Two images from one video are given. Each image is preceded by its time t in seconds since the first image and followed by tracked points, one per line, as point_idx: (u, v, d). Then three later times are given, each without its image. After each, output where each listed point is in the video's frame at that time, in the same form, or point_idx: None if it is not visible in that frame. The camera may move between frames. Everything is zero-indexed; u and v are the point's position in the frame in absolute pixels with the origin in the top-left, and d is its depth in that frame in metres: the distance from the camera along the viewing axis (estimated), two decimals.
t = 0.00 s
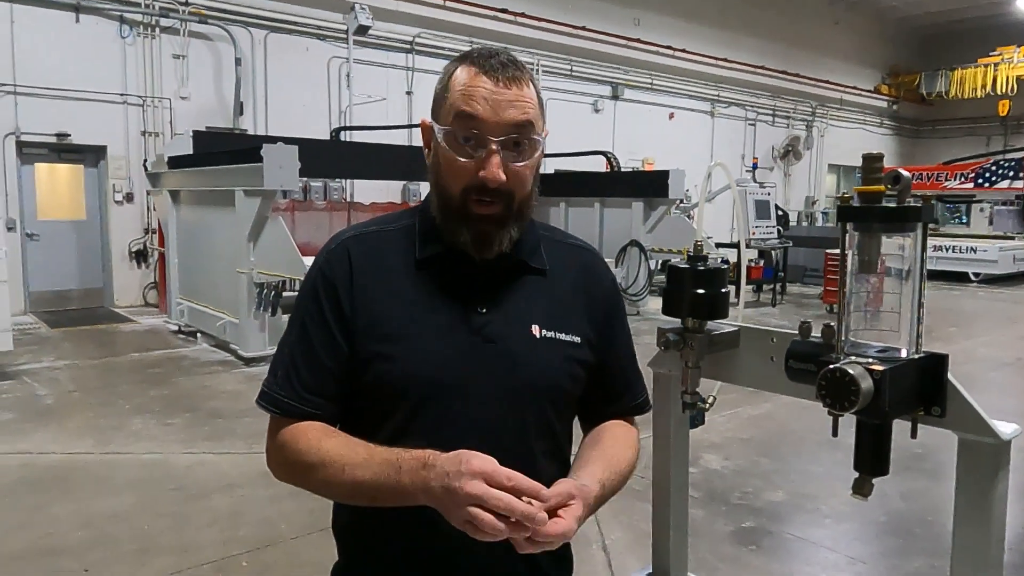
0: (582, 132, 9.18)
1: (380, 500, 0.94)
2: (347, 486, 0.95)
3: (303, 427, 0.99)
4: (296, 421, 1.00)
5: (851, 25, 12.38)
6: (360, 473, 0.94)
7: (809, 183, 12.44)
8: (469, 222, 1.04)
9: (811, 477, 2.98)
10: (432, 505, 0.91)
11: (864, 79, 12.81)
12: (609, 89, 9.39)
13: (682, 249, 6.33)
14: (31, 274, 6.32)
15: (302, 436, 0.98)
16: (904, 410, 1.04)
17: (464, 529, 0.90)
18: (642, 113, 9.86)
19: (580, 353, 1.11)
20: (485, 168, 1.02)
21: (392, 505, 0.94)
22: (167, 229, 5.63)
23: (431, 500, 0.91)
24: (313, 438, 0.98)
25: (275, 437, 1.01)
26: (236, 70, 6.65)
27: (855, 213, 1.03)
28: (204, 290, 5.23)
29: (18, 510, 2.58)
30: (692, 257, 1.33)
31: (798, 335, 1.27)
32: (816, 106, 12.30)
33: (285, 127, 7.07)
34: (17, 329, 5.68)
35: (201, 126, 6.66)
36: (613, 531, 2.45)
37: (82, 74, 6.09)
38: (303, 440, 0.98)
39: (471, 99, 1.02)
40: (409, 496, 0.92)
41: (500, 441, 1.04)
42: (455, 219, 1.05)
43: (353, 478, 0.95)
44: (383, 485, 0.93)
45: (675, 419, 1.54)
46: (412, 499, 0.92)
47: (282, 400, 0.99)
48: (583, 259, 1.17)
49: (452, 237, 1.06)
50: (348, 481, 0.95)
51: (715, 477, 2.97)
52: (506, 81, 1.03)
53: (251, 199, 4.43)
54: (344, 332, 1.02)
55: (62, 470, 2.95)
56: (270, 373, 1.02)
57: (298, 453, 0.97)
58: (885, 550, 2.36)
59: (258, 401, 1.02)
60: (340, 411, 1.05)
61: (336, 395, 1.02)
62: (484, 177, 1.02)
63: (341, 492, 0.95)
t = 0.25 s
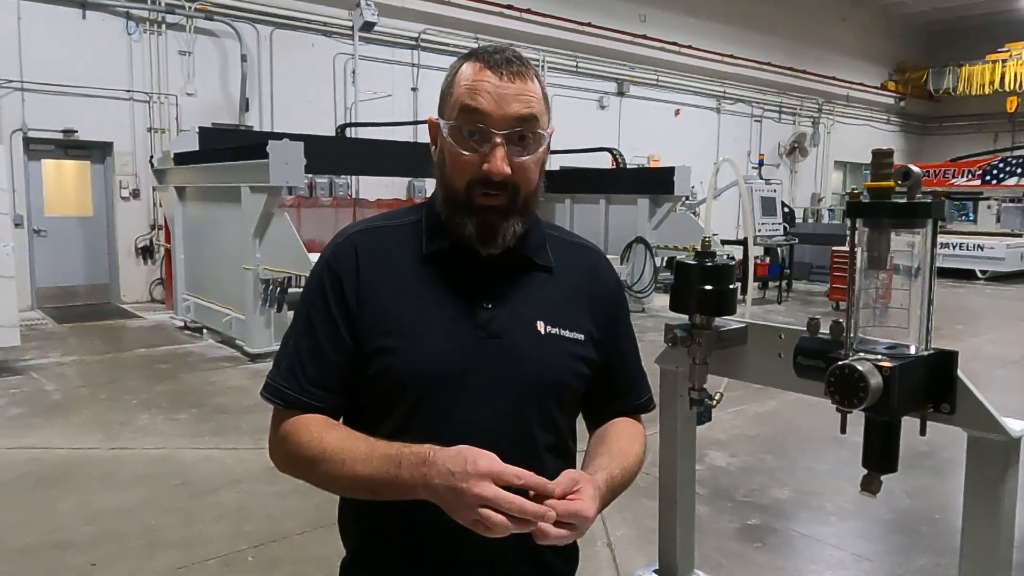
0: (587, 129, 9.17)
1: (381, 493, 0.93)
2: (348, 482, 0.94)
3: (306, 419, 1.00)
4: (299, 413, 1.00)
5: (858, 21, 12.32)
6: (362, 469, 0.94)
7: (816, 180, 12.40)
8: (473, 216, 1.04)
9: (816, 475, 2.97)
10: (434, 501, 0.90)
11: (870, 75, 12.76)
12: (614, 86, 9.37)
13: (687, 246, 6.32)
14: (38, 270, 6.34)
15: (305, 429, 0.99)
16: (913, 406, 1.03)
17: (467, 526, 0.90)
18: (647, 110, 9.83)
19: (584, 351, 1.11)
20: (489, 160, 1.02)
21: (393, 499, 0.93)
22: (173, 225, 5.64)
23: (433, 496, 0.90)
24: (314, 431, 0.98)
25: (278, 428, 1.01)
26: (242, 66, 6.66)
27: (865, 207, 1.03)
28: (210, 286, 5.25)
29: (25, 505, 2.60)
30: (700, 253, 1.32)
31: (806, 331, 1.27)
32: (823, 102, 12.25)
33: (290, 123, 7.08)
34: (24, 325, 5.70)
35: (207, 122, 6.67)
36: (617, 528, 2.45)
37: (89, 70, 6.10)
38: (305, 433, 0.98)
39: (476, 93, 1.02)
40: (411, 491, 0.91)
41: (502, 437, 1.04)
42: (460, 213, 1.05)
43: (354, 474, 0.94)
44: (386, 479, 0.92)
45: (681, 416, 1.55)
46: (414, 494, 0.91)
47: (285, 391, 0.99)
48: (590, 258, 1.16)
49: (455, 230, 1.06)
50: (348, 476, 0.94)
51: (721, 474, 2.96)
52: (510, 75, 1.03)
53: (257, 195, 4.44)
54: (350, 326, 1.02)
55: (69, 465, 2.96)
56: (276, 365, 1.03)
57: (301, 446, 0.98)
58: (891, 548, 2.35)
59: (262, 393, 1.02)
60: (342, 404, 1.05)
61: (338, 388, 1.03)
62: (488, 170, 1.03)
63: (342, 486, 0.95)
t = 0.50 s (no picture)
0: (588, 129, 9.17)
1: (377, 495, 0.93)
2: (346, 478, 0.94)
3: (305, 415, 0.99)
4: (298, 409, 1.00)
5: (859, 20, 12.31)
6: (359, 467, 0.94)
7: (817, 179, 12.39)
8: (478, 214, 1.04)
9: (818, 474, 2.97)
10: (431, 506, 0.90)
11: (871, 74, 12.75)
12: (615, 85, 9.36)
13: (688, 245, 6.31)
14: (39, 270, 6.35)
15: (304, 425, 0.98)
16: (917, 406, 1.03)
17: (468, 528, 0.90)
18: (648, 109, 9.82)
19: (585, 353, 1.11)
20: (494, 157, 1.02)
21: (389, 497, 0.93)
22: (174, 225, 5.64)
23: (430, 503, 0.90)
24: (313, 427, 0.98)
25: (277, 423, 1.01)
26: (243, 66, 6.65)
27: (868, 206, 1.03)
28: (211, 286, 5.25)
29: (27, 504, 2.60)
30: (703, 253, 1.32)
31: (810, 331, 1.27)
32: (823, 102, 12.24)
33: (292, 123, 7.08)
34: (25, 325, 5.70)
35: (208, 122, 6.67)
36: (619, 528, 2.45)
37: (90, 70, 6.10)
38: (304, 429, 0.98)
39: (484, 89, 1.02)
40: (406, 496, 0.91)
41: (502, 438, 1.03)
42: (465, 210, 1.05)
43: (352, 471, 0.94)
44: (382, 485, 0.92)
45: (684, 416, 1.54)
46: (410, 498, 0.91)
47: (285, 386, 0.99)
48: (592, 260, 1.16)
49: (459, 228, 1.05)
50: (345, 474, 0.94)
51: (722, 474, 2.96)
52: (520, 74, 1.04)
53: (258, 195, 4.45)
54: (351, 323, 1.02)
55: (71, 464, 2.96)
56: (276, 359, 1.02)
57: (299, 442, 0.97)
58: (894, 547, 2.35)
59: (261, 387, 1.01)
60: (342, 401, 1.05)
61: (338, 384, 1.02)
62: (493, 166, 1.02)
63: (339, 483, 0.95)
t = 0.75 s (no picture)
0: (588, 128, 9.16)
1: (374, 488, 0.92)
2: (341, 473, 0.94)
3: (301, 411, 0.99)
4: (296, 405, 0.99)
5: (859, 19, 12.30)
6: (355, 460, 0.93)
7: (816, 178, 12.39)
8: (479, 207, 1.04)
9: (818, 473, 2.97)
10: (428, 496, 0.90)
11: (871, 73, 12.75)
12: (615, 84, 9.36)
13: (688, 245, 6.31)
14: (38, 269, 6.34)
15: (301, 422, 0.98)
16: (917, 405, 1.03)
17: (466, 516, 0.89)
18: (648, 108, 9.82)
19: (584, 353, 1.10)
20: (497, 148, 1.02)
21: (384, 494, 0.93)
22: (174, 224, 5.64)
23: (427, 492, 0.89)
24: (310, 424, 0.98)
25: (274, 420, 1.00)
26: (242, 64, 6.65)
27: (868, 206, 1.02)
28: (211, 285, 5.24)
29: (27, 504, 2.60)
30: (703, 252, 1.32)
31: (810, 330, 1.26)
32: (823, 101, 12.23)
33: (292, 121, 7.07)
34: (24, 324, 5.70)
35: (207, 121, 6.67)
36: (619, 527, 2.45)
37: (90, 68, 6.10)
38: (300, 425, 0.98)
39: (487, 83, 1.02)
40: (404, 487, 0.90)
41: (500, 437, 1.03)
42: (466, 203, 1.04)
43: (347, 465, 0.94)
44: (378, 477, 0.92)
45: (684, 415, 1.54)
46: (407, 489, 0.90)
47: (283, 382, 0.99)
48: (592, 260, 1.16)
49: (461, 223, 1.05)
50: (340, 468, 0.94)
51: (722, 473, 2.96)
52: (523, 68, 1.04)
53: (257, 194, 4.44)
54: (351, 321, 1.02)
55: (71, 464, 2.96)
56: (275, 356, 1.02)
57: (296, 437, 0.97)
58: (894, 546, 2.35)
59: (259, 383, 1.01)
60: (340, 398, 1.04)
61: (337, 382, 1.02)
62: (495, 157, 1.02)
63: (333, 478, 0.94)
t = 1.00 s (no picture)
0: (590, 127, 9.16)
1: (368, 486, 0.91)
2: (336, 471, 0.93)
3: (301, 410, 0.99)
4: (296, 405, 0.99)
5: (860, 19, 12.29)
6: (350, 459, 0.92)
7: (818, 178, 12.38)
8: (477, 210, 1.04)
9: (819, 473, 2.97)
10: (421, 495, 0.88)
11: (873, 73, 12.73)
12: (616, 84, 9.35)
13: (689, 245, 6.30)
14: (39, 269, 6.34)
15: (300, 421, 0.97)
16: (920, 405, 1.02)
17: (459, 517, 0.87)
18: (649, 108, 9.80)
19: (585, 354, 1.10)
20: (493, 155, 1.02)
21: (379, 492, 0.92)
22: (175, 223, 5.64)
23: (421, 490, 0.88)
24: (309, 423, 0.97)
25: (274, 419, 1.00)
26: (243, 63, 6.64)
27: (871, 206, 1.02)
28: (212, 285, 5.25)
29: (27, 503, 2.59)
30: (705, 252, 1.32)
31: (812, 330, 1.26)
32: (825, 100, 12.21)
33: (293, 121, 7.07)
34: (26, 323, 5.70)
35: (208, 121, 6.67)
36: (620, 527, 2.45)
37: (91, 67, 6.10)
38: (299, 423, 0.97)
39: (484, 87, 1.02)
40: (397, 484, 0.89)
41: (500, 438, 1.03)
42: (463, 206, 1.05)
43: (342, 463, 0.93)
44: (373, 475, 0.91)
45: (686, 415, 1.54)
46: (401, 488, 0.89)
47: (283, 382, 0.98)
48: (593, 260, 1.16)
49: (460, 225, 1.05)
50: (336, 467, 0.93)
51: (723, 473, 2.96)
52: (520, 71, 1.02)
53: (258, 194, 4.44)
54: (351, 320, 1.01)
55: (71, 463, 2.96)
56: (275, 355, 1.02)
57: (294, 435, 0.97)
58: (895, 546, 2.34)
59: (259, 382, 1.01)
60: (340, 398, 1.04)
61: (337, 382, 1.02)
62: (492, 164, 1.02)
63: (329, 477, 0.94)
